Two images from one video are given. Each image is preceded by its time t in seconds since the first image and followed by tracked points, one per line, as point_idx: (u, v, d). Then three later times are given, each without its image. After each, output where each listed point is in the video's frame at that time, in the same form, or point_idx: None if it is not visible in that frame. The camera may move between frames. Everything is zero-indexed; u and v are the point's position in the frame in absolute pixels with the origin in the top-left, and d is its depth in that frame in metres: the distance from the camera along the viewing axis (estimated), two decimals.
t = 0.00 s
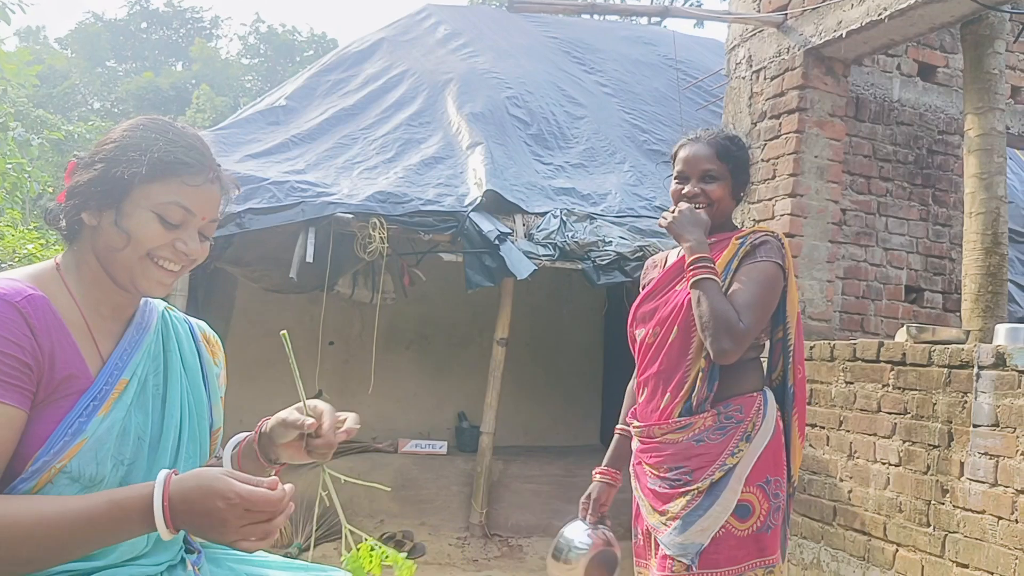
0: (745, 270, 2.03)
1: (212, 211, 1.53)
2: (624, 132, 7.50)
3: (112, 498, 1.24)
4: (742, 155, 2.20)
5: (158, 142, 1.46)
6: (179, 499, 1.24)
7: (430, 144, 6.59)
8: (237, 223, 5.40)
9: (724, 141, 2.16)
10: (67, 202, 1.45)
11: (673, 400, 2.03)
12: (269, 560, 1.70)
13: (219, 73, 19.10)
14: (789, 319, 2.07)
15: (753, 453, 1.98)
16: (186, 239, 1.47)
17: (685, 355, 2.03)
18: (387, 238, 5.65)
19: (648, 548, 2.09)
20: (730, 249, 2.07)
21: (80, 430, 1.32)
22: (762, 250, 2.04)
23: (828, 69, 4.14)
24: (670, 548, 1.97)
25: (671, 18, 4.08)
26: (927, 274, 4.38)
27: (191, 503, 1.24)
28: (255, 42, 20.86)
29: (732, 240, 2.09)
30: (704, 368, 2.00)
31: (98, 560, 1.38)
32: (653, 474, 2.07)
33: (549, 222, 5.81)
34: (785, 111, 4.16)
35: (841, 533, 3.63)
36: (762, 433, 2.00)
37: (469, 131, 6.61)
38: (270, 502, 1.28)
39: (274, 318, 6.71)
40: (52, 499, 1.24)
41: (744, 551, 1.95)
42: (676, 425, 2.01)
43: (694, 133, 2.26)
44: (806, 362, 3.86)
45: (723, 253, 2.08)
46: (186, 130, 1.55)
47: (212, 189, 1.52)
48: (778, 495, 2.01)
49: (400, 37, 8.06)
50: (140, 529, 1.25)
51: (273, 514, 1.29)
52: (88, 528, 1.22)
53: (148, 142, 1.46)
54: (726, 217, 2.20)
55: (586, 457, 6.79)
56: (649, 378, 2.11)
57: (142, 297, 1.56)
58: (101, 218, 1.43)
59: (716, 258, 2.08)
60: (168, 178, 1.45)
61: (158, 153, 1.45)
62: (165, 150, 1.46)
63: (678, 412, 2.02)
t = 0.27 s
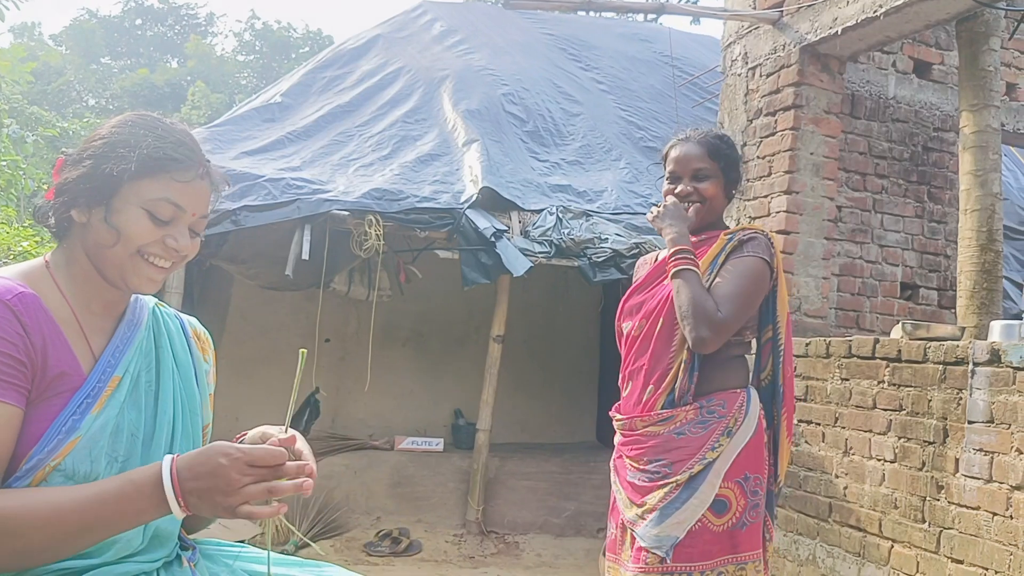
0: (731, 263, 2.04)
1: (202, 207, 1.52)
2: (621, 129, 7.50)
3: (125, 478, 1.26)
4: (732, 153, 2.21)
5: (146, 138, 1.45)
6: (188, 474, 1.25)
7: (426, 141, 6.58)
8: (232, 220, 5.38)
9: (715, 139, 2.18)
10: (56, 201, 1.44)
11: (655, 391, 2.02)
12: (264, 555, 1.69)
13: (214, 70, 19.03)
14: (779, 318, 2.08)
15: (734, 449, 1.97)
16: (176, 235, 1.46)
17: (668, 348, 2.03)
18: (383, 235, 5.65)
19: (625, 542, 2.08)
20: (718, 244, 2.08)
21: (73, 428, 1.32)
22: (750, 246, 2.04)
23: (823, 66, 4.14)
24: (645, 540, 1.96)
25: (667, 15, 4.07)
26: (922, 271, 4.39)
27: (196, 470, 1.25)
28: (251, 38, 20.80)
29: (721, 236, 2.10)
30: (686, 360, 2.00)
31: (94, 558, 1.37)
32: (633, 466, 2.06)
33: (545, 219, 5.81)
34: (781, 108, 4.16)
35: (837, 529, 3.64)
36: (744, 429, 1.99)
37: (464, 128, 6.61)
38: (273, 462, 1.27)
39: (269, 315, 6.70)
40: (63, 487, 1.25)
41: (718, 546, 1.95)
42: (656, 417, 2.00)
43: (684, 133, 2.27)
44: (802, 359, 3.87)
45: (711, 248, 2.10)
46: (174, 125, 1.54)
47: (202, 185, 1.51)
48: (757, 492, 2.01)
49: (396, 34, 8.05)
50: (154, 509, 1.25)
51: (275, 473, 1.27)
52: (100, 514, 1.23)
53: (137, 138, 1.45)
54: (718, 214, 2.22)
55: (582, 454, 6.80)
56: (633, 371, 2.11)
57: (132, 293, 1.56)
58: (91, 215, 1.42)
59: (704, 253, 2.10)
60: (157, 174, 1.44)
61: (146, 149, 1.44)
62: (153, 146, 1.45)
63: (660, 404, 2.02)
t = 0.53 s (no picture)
0: (706, 262, 2.02)
1: (200, 204, 1.52)
2: (620, 128, 7.50)
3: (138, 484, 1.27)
4: (716, 146, 2.20)
5: (143, 136, 1.45)
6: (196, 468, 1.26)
7: (425, 140, 6.57)
8: (231, 219, 5.38)
9: (698, 132, 2.18)
10: (53, 200, 1.44)
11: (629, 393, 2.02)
12: (262, 554, 1.70)
13: (212, 68, 19.02)
14: (759, 316, 2.06)
15: (707, 451, 1.96)
16: (175, 232, 1.46)
17: (642, 348, 2.03)
18: (382, 234, 5.66)
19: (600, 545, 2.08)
20: (695, 242, 2.06)
21: (73, 428, 1.32)
22: (729, 243, 2.02)
23: (822, 64, 4.15)
24: (615, 543, 1.96)
25: (666, 13, 4.07)
26: (922, 269, 4.39)
27: (202, 463, 1.26)
28: (250, 37, 20.78)
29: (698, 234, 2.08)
30: (660, 361, 2.00)
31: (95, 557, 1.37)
32: (608, 469, 2.05)
33: (545, 217, 5.81)
34: (780, 106, 4.16)
35: (836, 528, 3.64)
36: (719, 431, 1.98)
37: (463, 126, 6.60)
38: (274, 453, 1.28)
39: (269, 314, 6.70)
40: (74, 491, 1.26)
41: (691, 550, 1.94)
42: (629, 419, 2.00)
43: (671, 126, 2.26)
44: (801, 357, 3.87)
45: (688, 246, 2.08)
46: (170, 122, 1.54)
47: (200, 182, 1.51)
48: (732, 493, 1.99)
49: (395, 33, 8.04)
50: (167, 507, 1.26)
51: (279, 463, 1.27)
52: (114, 511, 1.24)
53: (133, 135, 1.45)
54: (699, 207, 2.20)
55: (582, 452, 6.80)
56: (610, 370, 2.11)
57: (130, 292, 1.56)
58: (89, 214, 1.42)
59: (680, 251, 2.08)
60: (155, 172, 1.44)
61: (144, 147, 1.44)
62: (150, 144, 1.45)
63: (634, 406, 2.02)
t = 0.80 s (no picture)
0: (699, 259, 2.01)
1: (207, 205, 1.53)
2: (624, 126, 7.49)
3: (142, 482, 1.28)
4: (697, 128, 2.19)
5: (151, 136, 1.47)
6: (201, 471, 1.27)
7: (430, 139, 6.58)
8: (236, 219, 5.40)
9: (675, 116, 2.16)
10: (61, 201, 1.45)
11: (616, 390, 2.02)
12: (268, 554, 1.71)
13: (217, 69, 19.06)
14: (745, 312, 2.05)
15: (699, 447, 1.96)
16: (183, 233, 1.47)
17: (626, 345, 2.02)
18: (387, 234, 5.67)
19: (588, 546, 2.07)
20: (686, 237, 2.05)
21: (81, 429, 1.33)
22: (722, 239, 2.01)
23: (827, 62, 4.14)
24: (610, 547, 1.95)
25: (671, 12, 4.07)
26: (927, 267, 4.38)
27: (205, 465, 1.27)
28: (254, 37, 20.81)
29: (689, 228, 2.06)
30: (649, 358, 2.00)
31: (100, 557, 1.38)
32: (594, 469, 2.04)
33: (549, 216, 5.81)
34: (784, 104, 4.16)
35: (841, 526, 3.64)
36: (708, 426, 1.98)
37: (468, 125, 6.61)
38: (275, 453, 1.28)
39: (274, 314, 6.72)
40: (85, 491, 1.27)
41: (686, 549, 1.94)
42: (617, 418, 1.99)
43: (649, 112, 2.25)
44: (806, 356, 3.86)
45: (678, 239, 2.06)
46: (177, 123, 1.56)
47: (207, 182, 1.52)
48: (723, 490, 2.00)
49: (400, 32, 8.05)
50: (173, 511, 1.27)
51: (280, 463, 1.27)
52: (120, 514, 1.25)
53: (141, 137, 1.46)
54: (686, 191, 2.19)
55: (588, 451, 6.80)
56: (593, 365, 2.11)
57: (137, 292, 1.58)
58: (95, 213, 1.43)
59: (670, 245, 2.06)
60: (163, 173, 1.45)
61: (152, 147, 1.45)
62: (158, 144, 1.46)
63: (621, 403, 2.01)
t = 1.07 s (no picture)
0: (686, 258, 2.00)
1: (209, 192, 1.54)
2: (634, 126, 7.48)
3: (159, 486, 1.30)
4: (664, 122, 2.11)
5: (146, 129, 1.50)
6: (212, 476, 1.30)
7: (439, 139, 6.60)
8: (247, 219, 5.43)
9: (637, 115, 2.09)
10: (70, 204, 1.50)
11: (606, 389, 2.00)
12: (280, 555, 1.72)
13: (227, 70, 19.15)
14: (726, 304, 2.05)
15: (691, 443, 1.96)
16: (183, 220, 1.49)
17: (617, 346, 2.00)
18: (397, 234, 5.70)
19: (573, 546, 2.01)
20: (670, 235, 2.03)
21: (96, 430, 1.34)
22: (707, 234, 2.02)
23: (837, 60, 4.13)
24: (606, 548, 1.91)
25: (680, 11, 4.07)
26: (938, 265, 4.36)
27: (218, 469, 1.30)
28: (264, 38, 20.90)
29: (672, 225, 2.05)
30: (643, 359, 1.98)
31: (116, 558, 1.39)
32: (582, 468, 2.00)
33: (559, 216, 5.81)
34: (794, 103, 4.15)
35: (853, 525, 3.63)
36: (700, 422, 1.98)
37: (477, 125, 6.62)
38: (288, 459, 1.33)
39: (285, 314, 6.75)
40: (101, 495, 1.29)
41: (683, 548, 1.93)
42: (610, 416, 1.97)
43: (610, 110, 2.16)
44: (817, 355, 3.85)
45: (662, 237, 2.05)
46: (178, 119, 1.59)
47: (206, 169, 1.54)
48: (716, 485, 2.01)
49: (409, 33, 8.07)
50: (184, 515, 1.29)
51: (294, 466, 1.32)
52: (132, 517, 1.27)
53: (139, 131, 1.50)
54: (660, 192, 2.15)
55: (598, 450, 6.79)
56: (578, 364, 2.07)
57: (154, 292, 1.60)
58: (99, 209, 1.46)
59: (654, 243, 2.05)
60: (157, 161, 1.48)
61: (145, 139, 1.48)
62: (151, 136, 1.49)
63: (612, 403, 1.98)
